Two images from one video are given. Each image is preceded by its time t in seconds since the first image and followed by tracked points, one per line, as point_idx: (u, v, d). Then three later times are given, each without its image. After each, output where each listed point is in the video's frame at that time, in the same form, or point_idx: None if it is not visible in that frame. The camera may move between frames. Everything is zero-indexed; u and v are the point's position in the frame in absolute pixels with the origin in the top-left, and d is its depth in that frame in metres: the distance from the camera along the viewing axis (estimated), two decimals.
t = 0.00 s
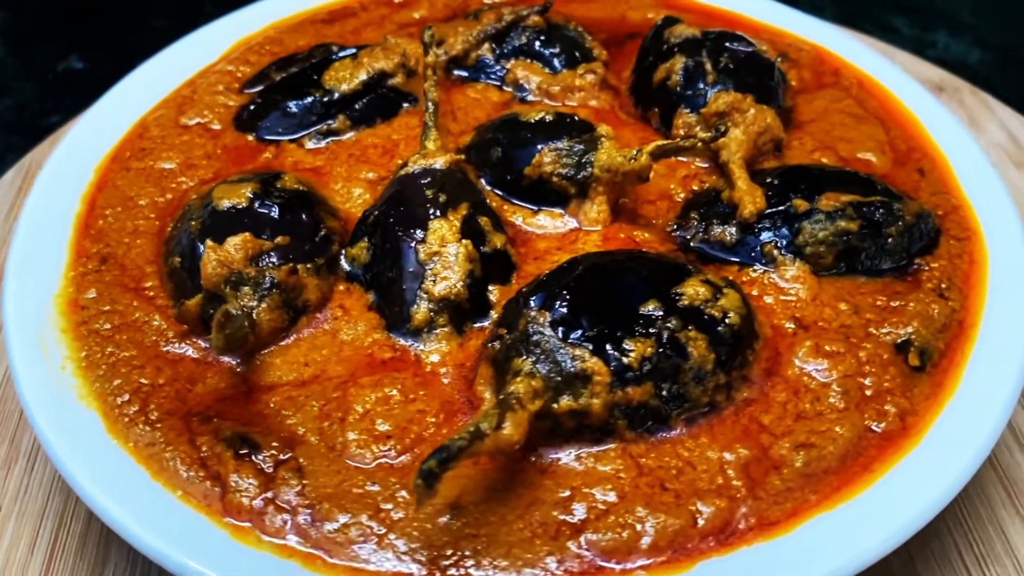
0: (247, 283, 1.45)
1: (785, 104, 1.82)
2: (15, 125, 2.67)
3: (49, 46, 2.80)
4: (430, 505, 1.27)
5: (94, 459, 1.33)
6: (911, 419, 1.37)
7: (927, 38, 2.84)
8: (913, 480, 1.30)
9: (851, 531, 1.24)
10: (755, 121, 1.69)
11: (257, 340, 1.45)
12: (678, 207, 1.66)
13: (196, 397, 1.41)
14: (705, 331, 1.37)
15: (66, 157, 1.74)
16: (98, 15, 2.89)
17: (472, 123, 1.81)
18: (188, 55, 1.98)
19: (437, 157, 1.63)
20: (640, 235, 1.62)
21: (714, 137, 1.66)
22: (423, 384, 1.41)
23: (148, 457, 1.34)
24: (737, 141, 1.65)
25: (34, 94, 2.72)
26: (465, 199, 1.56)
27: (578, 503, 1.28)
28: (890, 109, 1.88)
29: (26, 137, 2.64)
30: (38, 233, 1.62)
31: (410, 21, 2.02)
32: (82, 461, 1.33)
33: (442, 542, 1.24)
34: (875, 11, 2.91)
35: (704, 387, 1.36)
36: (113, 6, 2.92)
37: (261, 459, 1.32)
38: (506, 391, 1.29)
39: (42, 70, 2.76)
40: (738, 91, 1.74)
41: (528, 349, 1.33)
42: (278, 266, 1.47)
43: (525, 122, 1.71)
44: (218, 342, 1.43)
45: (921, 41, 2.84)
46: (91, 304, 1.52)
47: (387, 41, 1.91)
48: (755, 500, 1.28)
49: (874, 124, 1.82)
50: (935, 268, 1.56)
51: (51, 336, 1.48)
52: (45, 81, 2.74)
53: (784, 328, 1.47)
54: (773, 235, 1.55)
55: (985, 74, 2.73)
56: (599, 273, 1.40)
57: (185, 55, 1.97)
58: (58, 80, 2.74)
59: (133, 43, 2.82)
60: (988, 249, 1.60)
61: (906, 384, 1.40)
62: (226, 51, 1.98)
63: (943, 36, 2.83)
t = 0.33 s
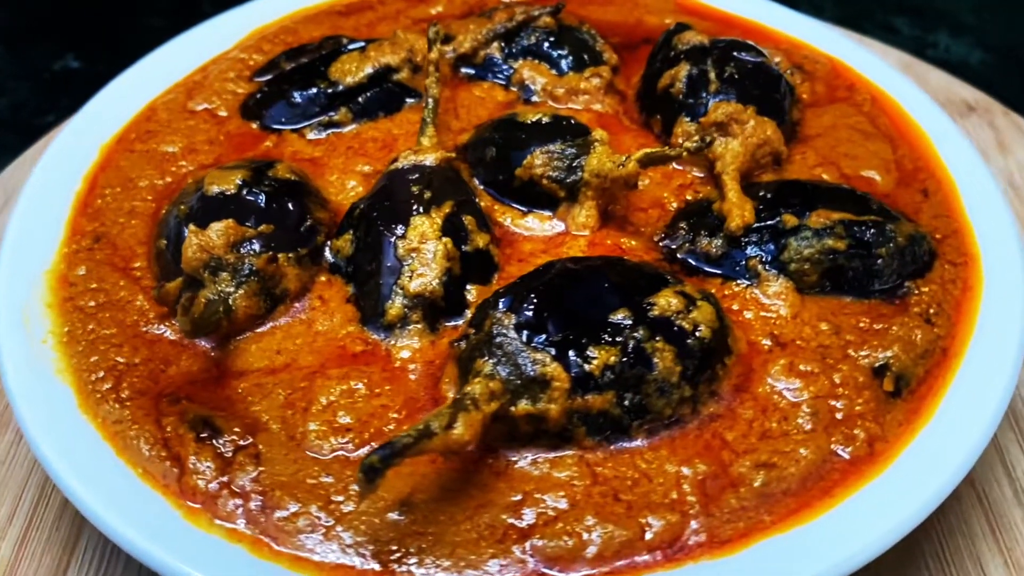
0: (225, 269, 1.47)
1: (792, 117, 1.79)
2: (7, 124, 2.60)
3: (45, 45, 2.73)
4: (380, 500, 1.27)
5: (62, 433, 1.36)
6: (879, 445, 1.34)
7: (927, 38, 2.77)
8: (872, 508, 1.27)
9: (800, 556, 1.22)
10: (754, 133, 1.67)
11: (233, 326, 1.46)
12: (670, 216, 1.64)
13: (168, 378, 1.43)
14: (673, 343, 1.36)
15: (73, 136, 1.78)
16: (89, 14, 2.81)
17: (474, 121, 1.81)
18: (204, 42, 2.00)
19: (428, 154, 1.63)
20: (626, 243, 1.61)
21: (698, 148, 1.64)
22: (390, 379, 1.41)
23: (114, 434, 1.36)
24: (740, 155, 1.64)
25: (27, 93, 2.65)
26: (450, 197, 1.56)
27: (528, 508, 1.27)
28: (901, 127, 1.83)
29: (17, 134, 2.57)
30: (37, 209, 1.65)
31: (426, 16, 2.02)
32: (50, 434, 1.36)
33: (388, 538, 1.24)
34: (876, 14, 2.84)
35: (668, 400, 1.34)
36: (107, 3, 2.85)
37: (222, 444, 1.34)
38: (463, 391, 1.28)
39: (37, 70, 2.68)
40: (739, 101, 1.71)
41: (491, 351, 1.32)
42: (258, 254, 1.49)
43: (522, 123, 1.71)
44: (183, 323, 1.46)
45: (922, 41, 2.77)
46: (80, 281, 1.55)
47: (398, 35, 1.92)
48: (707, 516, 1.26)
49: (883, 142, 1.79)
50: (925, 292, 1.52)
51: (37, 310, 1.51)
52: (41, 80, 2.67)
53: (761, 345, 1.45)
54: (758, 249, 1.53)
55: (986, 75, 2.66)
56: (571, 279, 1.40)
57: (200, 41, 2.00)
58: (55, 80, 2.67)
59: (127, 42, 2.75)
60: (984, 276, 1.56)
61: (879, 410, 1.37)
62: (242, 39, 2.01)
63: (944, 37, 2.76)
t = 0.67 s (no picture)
0: (207, 254, 1.49)
1: (798, 132, 1.76)
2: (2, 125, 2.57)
3: (36, 45, 2.68)
4: (330, 491, 1.28)
5: (34, 404, 1.40)
6: (842, 471, 1.31)
7: (927, 36, 2.67)
8: (826, 534, 1.24)
9: None
10: (753, 146, 1.63)
11: (210, 309, 1.48)
12: (660, 225, 1.62)
13: (144, 357, 1.46)
14: (637, 354, 1.34)
15: (84, 115, 1.82)
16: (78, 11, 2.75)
17: (476, 120, 1.81)
18: (222, 29, 2.02)
19: (419, 150, 1.63)
20: (612, 251, 1.59)
21: (682, 158, 1.62)
22: (356, 373, 1.42)
23: (83, 408, 1.39)
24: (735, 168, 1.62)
25: (19, 93, 2.61)
26: (436, 194, 1.55)
27: (475, 510, 1.26)
28: (913, 146, 1.78)
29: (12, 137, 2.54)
30: (40, 185, 1.70)
31: (444, 13, 2.03)
32: (22, 404, 1.39)
33: (333, 529, 1.25)
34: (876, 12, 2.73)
35: (628, 411, 1.32)
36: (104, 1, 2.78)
37: (184, 424, 1.35)
38: (419, 388, 1.28)
39: (29, 70, 2.64)
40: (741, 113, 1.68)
41: (451, 350, 1.32)
42: (239, 240, 1.50)
43: (519, 124, 1.70)
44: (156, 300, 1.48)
45: (922, 39, 2.67)
46: (72, 258, 1.59)
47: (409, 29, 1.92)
48: (655, 531, 1.24)
49: (891, 162, 1.74)
50: (912, 318, 1.48)
51: (27, 283, 1.55)
52: (34, 81, 2.63)
53: (734, 361, 1.42)
54: (742, 264, 1.50)
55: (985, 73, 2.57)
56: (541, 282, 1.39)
57: (218, 28, 2.03)
58: (47, 80, 2.63)
59: (119, 40, 2.70)
60: (977, 304, 1.51)
61: (847, 436, 1.34)
62: (259, 28, 2.02)
63: (942, 36, 2.66)
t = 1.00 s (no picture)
0: (192, 236, 1.51)
1: (805, 149, 1.71)
2: None
3: (26, 44, 2.60)
4: (281, 478, 1.29)
5: (13, 372, 1.42)
6: (800, 498, 1.27)
7: (931, 37, 2.76)
8: (774, 562, 1.21)
9: None
10: (752, 159, 1.60)
11: (192, 290, 1.50)
12: (651, 235, 1.59)
13: (123, 333, 1.47)
14: (600, 364, 1.32)
15: (99, 93, 1.85)
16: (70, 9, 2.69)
17: (481, 118, 1.80)
18: (243, 16, 2.05)
19: (412, 145, 1.63)
20: (597, 258, 1.57)
21: (662, 169, 1.57)
22: (324, 364, 1.42)
23: (58, 379, 1.41)
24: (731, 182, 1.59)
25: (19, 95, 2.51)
26: (423, 189, 1.55)
27: (422, 509, 1.26)
28: (925, 168, 1.73)
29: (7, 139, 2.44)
30: (48, 159, 1.73)
31: (465, 9, 2.03)
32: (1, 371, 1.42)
33: (279, 516, 1.26)
34: (879, 12, 2.82)
35: (586, 420, 1.31)
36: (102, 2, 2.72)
37: (151, 402, 1.37)
38: (375, 382, 1.28)
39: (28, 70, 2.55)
40: (743, 125, 1.64)
41: (412, 347, 1.31)
42: (224, 224, 1.52)
43: (518, 125, 1.69)
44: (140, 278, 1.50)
45: (925, 39, 2.77)
46: (69, 231, 1.61)
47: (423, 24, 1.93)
48: (598, 542, 1.23)
49: (899, 183, 1.68)
50: (897, 346, 1.43)
51: (22, 254, 1.58)
52: (30, 82, 2.54)
53: (705, 378, 1.39)
54: (724, 280, 1.47)
55: (988, 73, 2.68)
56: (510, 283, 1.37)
57: (240, 14, 2.05)
58: (45, 81, 2.54)
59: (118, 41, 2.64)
60: (967, 337, 1.45)
61: (810, 463, 1.30)
62: (281, 16, 2.05)
63: (948, 36, 2.76)
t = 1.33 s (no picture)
0: (182, 216, 1.53)
1: (815, 166, 1.66)
2: None
3: (21, 47, 2.60)
4: (236, 461, 1.29)
5: None
6: (754, 524, 1.24)
7: (933, 36, 2.68)
8: None
9: None
10: (750, 174, 1.57)
11: (179, 269, 1.52)
12: (642, 244, 1.57)
13: (109, 308, 1.50)
14: (562, 371, 1.31)
15: (121, 72, 1.89)
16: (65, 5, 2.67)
17: (489, 115, 1.79)
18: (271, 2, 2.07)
19: (409, 140, 1.64)
20: (584, 264, 1.54)
21: (647, 178, 1.51)
22: (296, 352, 1.43)
23: (41, 348, 1.44)
24: (728, 196, 1.56)
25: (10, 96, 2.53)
26: (413, 184, 1.55)
27: (371, 504, 1.25)
28: (939, 193, 1.66)
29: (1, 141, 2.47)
30: (64, 133, 1.77)
31: (490, 7, 2.03)
32: None
33: (229, 498, 1.27)
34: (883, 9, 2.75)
35: (543, 427, 1.29)
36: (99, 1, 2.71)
37: (124, 375, 1.39)
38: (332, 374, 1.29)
39: (20, 72, 2.57)
40: (745, 138, 1.61)
41: (374, 341, 1.31)
42: (215, 206, 1.54)
43: (519, 125, 1.68)
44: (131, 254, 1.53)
45: (928, 38, 2.69)
46: (72, 204, 1.65)
47: (443, 19, 1.93)
48: (540, 551, 1.21)
49: (909, 208, 1.62)
50: (879, 376, 1.38)
51: (25, 223, 1.62)
52: (23, 83, 2.55)
53: (674, 395, 1.36)
54: (705, 294, 1.44)
55: (994, 72, 2.59)
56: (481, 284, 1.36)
57: None
58: (37, 83, 2.56)
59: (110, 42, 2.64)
60: (956, 370, 1.40)
61: (769, 488, 1.26)
62: (308, 4, 2.06)
63: (951, 34, 2.68)
